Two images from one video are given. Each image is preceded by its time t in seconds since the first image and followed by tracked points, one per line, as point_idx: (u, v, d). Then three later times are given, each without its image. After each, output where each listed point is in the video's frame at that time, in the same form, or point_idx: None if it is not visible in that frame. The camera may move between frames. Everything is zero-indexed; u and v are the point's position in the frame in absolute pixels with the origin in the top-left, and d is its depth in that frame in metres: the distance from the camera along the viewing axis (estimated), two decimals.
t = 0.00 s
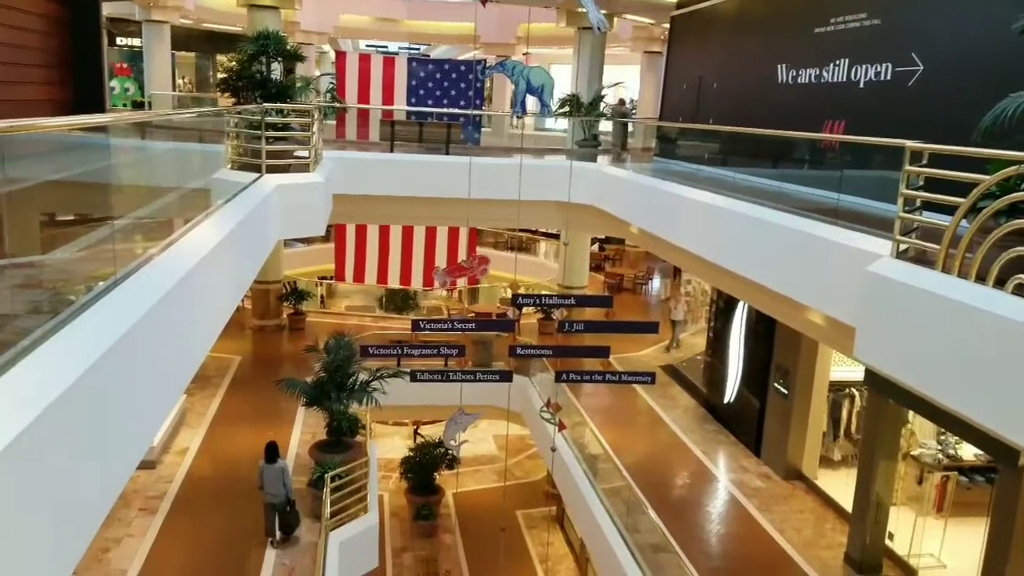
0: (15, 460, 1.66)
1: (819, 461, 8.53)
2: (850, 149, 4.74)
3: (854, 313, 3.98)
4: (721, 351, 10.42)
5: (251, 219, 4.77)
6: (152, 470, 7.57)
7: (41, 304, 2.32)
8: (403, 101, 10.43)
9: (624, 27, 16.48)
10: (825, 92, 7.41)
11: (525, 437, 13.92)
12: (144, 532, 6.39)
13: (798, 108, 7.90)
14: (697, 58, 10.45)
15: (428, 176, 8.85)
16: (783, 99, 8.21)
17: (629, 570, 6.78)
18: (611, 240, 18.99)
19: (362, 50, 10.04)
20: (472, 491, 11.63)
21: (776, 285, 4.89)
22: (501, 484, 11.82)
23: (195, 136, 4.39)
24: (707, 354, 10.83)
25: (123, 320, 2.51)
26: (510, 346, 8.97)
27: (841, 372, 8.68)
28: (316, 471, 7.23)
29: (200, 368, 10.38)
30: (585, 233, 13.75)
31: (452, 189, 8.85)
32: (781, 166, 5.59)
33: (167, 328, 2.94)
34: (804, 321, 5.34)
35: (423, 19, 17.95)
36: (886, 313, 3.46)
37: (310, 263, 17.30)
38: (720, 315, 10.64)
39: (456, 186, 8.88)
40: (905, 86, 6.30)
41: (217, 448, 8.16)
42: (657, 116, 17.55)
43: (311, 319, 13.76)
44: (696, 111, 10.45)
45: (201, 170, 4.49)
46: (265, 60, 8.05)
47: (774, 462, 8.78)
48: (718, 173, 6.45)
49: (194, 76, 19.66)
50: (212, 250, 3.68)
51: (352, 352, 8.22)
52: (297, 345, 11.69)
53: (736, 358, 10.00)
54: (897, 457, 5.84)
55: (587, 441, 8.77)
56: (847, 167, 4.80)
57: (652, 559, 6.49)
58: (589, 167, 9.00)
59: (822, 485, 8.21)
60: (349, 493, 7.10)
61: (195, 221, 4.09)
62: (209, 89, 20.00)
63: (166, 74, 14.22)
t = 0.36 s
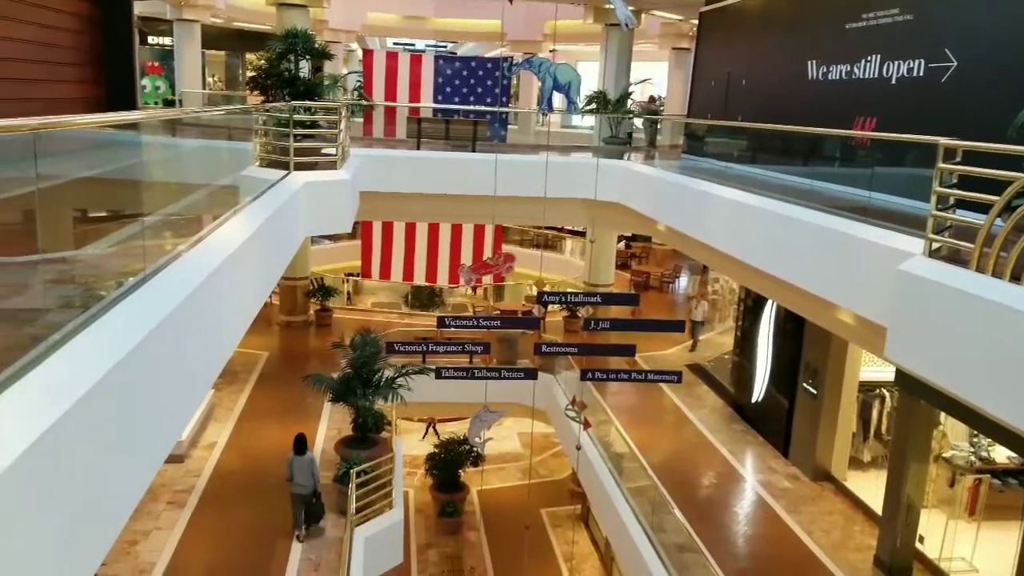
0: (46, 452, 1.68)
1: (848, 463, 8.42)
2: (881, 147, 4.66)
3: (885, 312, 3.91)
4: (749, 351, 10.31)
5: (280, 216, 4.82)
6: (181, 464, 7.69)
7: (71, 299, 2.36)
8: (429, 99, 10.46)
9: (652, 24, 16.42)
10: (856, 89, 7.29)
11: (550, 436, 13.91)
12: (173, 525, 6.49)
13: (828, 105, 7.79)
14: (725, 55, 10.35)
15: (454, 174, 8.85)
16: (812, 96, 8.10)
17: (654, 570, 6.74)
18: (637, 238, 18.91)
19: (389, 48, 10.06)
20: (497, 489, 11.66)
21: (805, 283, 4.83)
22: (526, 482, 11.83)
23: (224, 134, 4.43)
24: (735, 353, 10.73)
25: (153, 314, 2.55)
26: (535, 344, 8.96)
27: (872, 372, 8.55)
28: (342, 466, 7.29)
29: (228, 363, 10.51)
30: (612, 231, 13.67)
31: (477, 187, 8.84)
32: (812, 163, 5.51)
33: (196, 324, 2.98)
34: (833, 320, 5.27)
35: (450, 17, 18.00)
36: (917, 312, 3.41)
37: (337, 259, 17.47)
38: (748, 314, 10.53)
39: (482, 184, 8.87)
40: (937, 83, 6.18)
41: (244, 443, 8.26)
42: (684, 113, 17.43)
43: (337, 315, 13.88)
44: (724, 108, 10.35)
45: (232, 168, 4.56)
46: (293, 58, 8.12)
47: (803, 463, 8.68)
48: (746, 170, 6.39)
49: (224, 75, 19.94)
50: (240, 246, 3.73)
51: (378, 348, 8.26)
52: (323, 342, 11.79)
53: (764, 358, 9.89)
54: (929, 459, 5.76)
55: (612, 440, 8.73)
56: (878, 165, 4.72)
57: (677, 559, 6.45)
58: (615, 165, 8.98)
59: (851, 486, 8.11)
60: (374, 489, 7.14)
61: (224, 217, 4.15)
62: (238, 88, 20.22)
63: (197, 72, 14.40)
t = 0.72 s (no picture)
0: (65, 449, 1.69)
1: (875, 466, 8.30)
2: (910, 147, 4.59)
3: (912, 312, 3.85)
4: (774, 352, 10.20)
5: (303, 215, 4.87)
6: (204, 459, 7.79)
7: (96, 295, 2.39)
8: (453, 97, 10.48)
9: (678, 21, 16.33)
10: (885, 86, 7.18)
11: (572, 435, 13.88)
12: (196, 520, 6.58)
13: (856, 103, 7.67)
14: (752, 53, 10.25)
15: (476, 172, 8.85)
16: (840, 94, 7.98)
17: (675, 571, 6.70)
18: (662, 237, 18.80)
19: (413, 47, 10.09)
20: (518, 488, 11.66)
21: (831, 284, 4.76)
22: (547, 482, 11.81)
23: (250, 132, 4.47)
24: (760, 354, 10.61)
25: (176, 310, 2.57)
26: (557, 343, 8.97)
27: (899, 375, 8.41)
28: (363, 463, 7.32)
29: (253, 360, 10.62)
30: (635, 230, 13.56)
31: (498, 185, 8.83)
32: (839, 162, 5.44)
33: (218, 320, 3.00)
34: (859, 322, 5.19)
35: (474, 15, 18.01)
36: (944, 314, 3.34)
37: (361, 257, 17.58)
38: (774, 314, 10.39)
39: (503, 182, 8.86)
40: (968, 80, 6.06)
41: (267, 439, 8.34)
42: (710, 111, 17.29)
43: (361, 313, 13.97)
44: (751, 107, 10.25)
45: (257, 167, 4.62)
46: (317, 57, 8.17)
47: (829, 466, 8.57)
48: (772, 169, 6.32)
49: (251, 74, 20.16)
50: (263, 244, 3.76)
51: (400, 346, 8.29)
52: (346, 339, 11.86)
53: (790, 359, 9.78)
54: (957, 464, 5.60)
55: (635, 440, 8.69)
56: (907, 165, 4.65)
57: (698, 561, 6.40)
58: (638, 163, 8.95)
59: (878, 490, 7.99)
60: (395, 487, 7.16)
61: (249, 215, 4.19)
62: (265, 87, 20.42)
63: (223, 71, 14.56)
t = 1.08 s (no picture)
0: (80, 440, 1.72)
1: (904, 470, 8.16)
2: (939, 144, 4.51)
3: (939, 312, 3.78)
4: (802, 352, 10.06)
5: (327, 211, 4.91)
6: (230, 454, 7.90)
7: (120, 289, 2.44)
8: (480, 95, 10.48)
9: (707, 19, 16.22)
10: (916, 84, 7.05)
11: (597, 434, 13.84)
12: (222, 514, 6.68)
13: (887, 101, 7.54)
14: (781, 50, 10.12)
15: (501, 169, 8.86)
16: (871, 92, 7.85)
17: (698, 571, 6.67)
18: (690, 236, 18.66)
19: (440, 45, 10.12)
20: (542, 486, 11.66)
21: (858, 283, 4.69)
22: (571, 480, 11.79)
23: (278, 130, 4.52)
24: (788, 354, 10.48)
25: (198, 303, 2.61)
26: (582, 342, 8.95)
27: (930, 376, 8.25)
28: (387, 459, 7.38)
29: (280, 356, 10.75)
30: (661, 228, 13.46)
31: (523, 183, 8.84)
32: (868, 160, 5.35)
33: (239, 314, 3.04)
34: (887, 322, 5.11)
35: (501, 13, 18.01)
36: (972, 315, 3.28)
37: (388, 255, 17.70)
38: (802, 314, 10.24)
39: (527, 180, 8.86)
40: (1001, 77, 5.93)
41: (293, 434, 8.44)
42: (739, 108, 17.12)
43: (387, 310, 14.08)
44: (779, 104, 10.13)
45: (284, 164, 4.67)
46: (344, 54, 8.23)
47: (857, 469, 8.44)
48: (800, 167, 6.24)
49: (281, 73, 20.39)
50: (286, 240, 3.80)
51: (425, 343, 8.33)
52: (372, 336, 11.95)
53: (818, 359, 9.65)
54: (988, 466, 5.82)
55: (660, 440, 8.65)
56: (936, 162, 4.57)
57: (722, 562, 6.35)
58: (664, 161, 8.90)
59: (906, 493, 7.86)
60: (419, 483, 7.21)
61: (273, 211, 4.24)
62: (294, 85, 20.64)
63: (253, 69, 14.73)
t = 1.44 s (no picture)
0: (83, 436, 1.75)
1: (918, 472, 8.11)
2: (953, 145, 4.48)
3: (952, 313, 3.75)
4: (816, 353, 10.01)
5: (340, 210, 4.94)
6: (243, 452, 7.98)
7: (130, 286, 2.48)
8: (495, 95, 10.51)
9: (723, 18, 16.19)
10: (931, 83, 7.00)
11: (609, 434, 13.84)
12: (235, 512, 6.75)
13: (902, 101, 7.49)
14: (797, 49, 10.09)
15: (514, 169, 8.88)
16: (886, 92, 7.81)
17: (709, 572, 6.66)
18: (704, 236, 18.60)
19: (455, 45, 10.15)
20: (554, 486, 11.68)
21: (870, 284, 4.66)
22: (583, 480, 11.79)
23: (293, 130, 4.57)
24: (802, 355, 10.43)
25: (206, 300, 2.65)
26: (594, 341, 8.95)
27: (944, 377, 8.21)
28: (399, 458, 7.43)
29: (294, 355, 10.84)
30: (675, 229, 13.45)
31: (536, 183, 8.86)
32: (882, 160, 5.32)
33: (248, 312, 3.08)
34: (901, 323, 5.07)
35: (516, 12, 18.02)
36: (984, 316, 3.26)
37: (402, 255, 17.77)
38: (817, 315, 10.18)
39: (540, 180, 8.87)
40: (1017, 77, 5.88)
41: (306, 432, 8.51)
42: (754, 108, 17.04)
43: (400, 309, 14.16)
44: (794, 104, 10.09)
45: (297, 163, 4.71)
46: (358, 54, 8.26)
47: (870, 471, 8.39)
48: (815, 167, 6.20)
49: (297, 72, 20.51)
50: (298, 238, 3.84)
51: (437, 343, 8.36)
52: (385, 334, 12.02)
53: (832, 360, 9.60)
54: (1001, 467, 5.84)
55: (672, 441, 8.63)
56: (949, 162, 4.54)
57: (733, 563, 6.34)
58: (678, 161, 8.88)
59: (920, 495, 7.81)
60: (431, 482, 7.25)
61: (285, 210, 4.28)
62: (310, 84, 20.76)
63: (269, 68, 14.83)
